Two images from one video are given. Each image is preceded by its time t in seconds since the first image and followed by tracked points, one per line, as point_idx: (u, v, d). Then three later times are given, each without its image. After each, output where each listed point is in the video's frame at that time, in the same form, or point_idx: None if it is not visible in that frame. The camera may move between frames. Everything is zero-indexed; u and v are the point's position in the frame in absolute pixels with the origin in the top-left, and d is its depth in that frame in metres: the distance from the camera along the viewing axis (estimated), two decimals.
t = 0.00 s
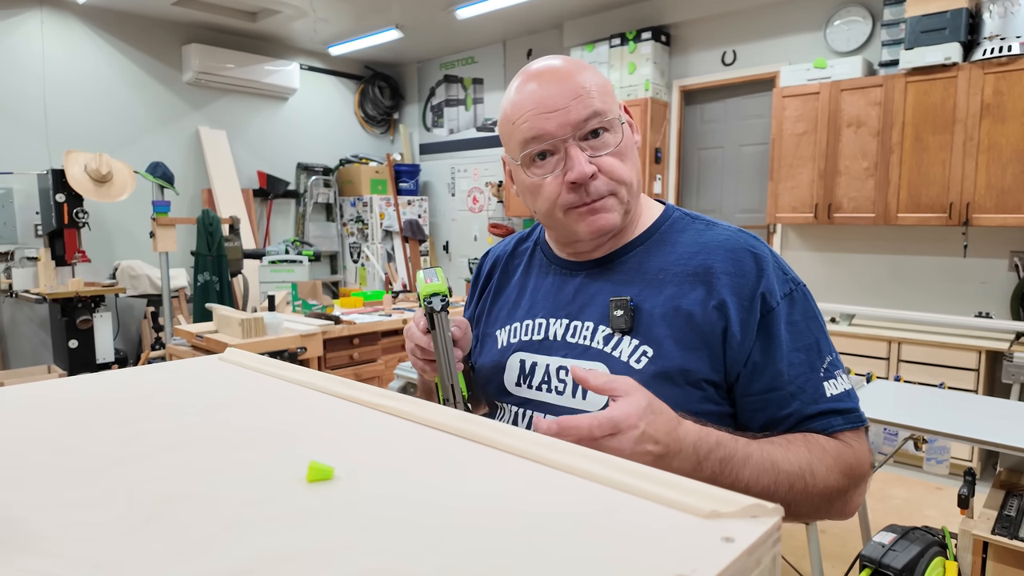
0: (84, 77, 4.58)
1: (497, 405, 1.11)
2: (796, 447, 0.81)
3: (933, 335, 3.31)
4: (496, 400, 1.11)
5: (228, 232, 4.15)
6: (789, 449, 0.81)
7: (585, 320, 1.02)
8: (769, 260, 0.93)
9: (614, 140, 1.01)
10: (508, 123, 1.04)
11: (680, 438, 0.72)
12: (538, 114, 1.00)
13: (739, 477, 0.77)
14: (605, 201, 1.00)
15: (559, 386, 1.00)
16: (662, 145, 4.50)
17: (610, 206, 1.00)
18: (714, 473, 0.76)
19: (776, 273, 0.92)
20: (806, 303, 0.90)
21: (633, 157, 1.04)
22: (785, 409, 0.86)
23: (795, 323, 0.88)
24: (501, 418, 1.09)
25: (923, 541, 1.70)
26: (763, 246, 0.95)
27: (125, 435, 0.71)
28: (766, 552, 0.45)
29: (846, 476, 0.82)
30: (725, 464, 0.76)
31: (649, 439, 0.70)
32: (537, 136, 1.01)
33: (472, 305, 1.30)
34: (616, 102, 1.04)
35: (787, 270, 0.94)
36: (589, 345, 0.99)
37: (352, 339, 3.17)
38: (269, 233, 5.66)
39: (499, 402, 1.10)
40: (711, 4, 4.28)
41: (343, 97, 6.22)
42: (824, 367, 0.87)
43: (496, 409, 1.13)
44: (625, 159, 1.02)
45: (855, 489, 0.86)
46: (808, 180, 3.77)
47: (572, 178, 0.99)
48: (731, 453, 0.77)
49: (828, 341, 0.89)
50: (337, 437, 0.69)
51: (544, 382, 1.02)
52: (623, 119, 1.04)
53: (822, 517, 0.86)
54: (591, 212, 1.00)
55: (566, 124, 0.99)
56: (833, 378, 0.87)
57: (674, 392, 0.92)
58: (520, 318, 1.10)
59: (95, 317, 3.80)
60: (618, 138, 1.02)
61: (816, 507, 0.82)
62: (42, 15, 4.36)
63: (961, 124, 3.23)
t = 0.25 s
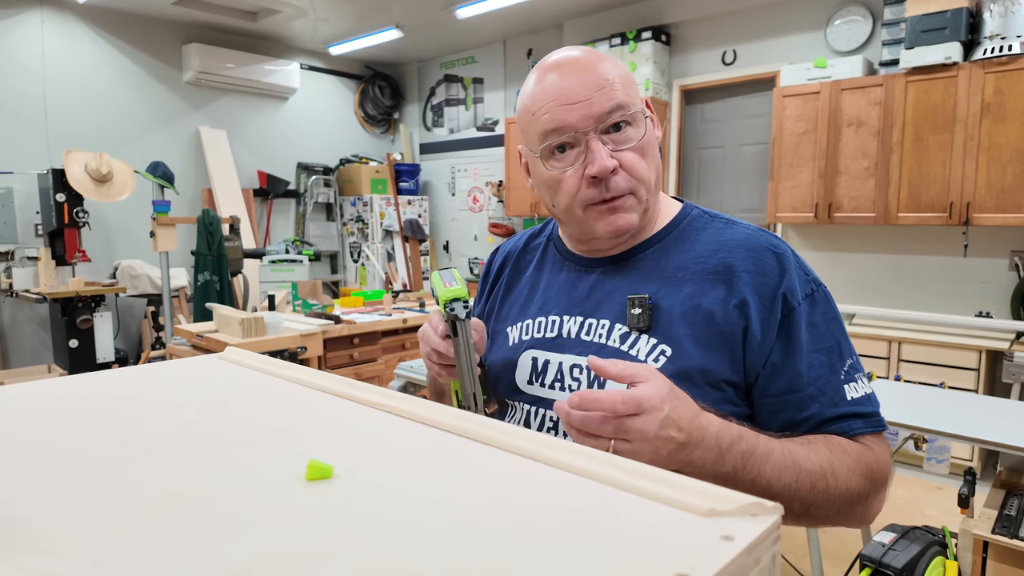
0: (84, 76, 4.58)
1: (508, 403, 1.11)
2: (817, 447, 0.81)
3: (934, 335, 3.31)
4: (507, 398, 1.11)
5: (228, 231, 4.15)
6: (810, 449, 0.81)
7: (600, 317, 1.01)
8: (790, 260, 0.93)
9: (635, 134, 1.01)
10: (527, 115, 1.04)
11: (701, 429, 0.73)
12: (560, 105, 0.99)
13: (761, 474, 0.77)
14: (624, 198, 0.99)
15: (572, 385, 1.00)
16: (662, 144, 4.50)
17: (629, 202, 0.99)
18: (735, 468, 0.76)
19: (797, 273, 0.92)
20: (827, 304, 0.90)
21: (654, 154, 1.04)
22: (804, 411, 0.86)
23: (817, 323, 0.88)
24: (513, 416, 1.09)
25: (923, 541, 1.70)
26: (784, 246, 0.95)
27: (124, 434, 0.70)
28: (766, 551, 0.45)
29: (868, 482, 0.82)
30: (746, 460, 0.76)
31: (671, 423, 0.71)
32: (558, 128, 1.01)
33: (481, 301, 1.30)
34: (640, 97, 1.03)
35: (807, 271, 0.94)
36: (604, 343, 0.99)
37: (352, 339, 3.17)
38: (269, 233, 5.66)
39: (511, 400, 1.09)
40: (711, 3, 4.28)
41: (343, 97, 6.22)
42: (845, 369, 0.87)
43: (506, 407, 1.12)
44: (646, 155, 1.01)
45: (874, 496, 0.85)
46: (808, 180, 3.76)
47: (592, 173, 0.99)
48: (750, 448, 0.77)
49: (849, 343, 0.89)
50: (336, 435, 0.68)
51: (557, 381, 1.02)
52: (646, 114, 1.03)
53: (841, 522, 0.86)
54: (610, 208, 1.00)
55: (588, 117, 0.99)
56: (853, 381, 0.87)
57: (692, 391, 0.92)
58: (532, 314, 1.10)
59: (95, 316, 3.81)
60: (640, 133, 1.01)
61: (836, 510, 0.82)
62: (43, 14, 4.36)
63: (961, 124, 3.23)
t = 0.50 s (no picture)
0: (84, 76, 4.58)
1: (515, 404, 1.11)
2: (834, 452, 0.80)
3: (934, 335, 3.30)
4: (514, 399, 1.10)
5: (228, 231, 4.14)
6: (826, 455, 0.80)
7: (609, 318, 1.01)
8: (807, 262, 0.92)
9: (648, 131, 1.00)
10: (539, 108, 1.04)
11: (715, 428, 0.73)
12: (572, 98, 0.99)
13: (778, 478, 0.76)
14: (635, 196, 1.00)
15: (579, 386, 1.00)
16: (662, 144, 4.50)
17: (639, 202, 1.00)
18: (752, 471, 0.75)
19: (814, 275, 0.90)
20: (845, 306, 0.89)
21: (667, 152, 1.03)
22: (819, 417, 0.85)
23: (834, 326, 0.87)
24: (519, 417, 1.09)
25: (923, 540, 1.69)
26: (802, 249, 0.94)
27: (121, 434, 0.70)
28: (762, 550, 0.45)
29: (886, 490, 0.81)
30: (763, 462, 0.75)
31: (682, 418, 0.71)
32: (569, 122, 1.01)
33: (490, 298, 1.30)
34: (654, 93, 1.03)
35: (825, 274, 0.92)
36: (613, 344, 0.99)
37: (352, 339, 3.17)
38: (269, 233, 5.66)
39: (517, 400, 1.09)
40: (711, 3, 4.28)
41: (343, 97, 6.22)
42: (862, 374, 0.86)
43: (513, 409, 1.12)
44: (658, 153, 1.01)
45: (892, 506, 0.84)
46: (808, 179, 3.76)
47: (602, 168, 0.99)
48: (767, 451, 0.76)
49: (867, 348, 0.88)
50: (334, 435, 0.68)
51: (564, 382, 1.02)
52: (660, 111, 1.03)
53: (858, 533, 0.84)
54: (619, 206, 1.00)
55: (600, 111, 0.99)
56: (871, 387, 0.85)
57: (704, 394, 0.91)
58: (541, 314, 1.10)
59: (95, 316, 3.81)
60: (653, 128, 1.01)
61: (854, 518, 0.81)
62: (42, 14, 4.36)
63: (961, 123, 3.23)
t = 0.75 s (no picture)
0: (83, 76, 4.57)
1: (519, 400, 1.10)
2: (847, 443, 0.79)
3: (933, 334, 3.31)
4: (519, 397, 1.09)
5: (228, 231, 4.14)
6: (836, 445, 0.79)
7: (616, 318, 1.00)
8: (822, 261, 0.90)
9: (659, 126, 0.99)
10: (551, 98, 1.05)
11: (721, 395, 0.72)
12: (583, 89, 1.00)
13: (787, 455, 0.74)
14: (641, 191, 0.99)
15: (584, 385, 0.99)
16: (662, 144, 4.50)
17: (646, 197, 0.98)
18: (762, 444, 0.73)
19: (828, 275, 0.88)
20: (860, 306, 0.86)
21: (680, 149, 1.02)
22: (830, 420, 0.83)
23: (847, 327, 0.85)
24: (524, 413, 1.08)
25: (922, 540, 1.69)
26: (816, 248, 0.92)
27: (118, 433, 0.70)
28: (761, 549, 0.45)
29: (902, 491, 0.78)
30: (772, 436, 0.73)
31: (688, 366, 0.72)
32: (578, 112, 1.01)
33: (496, 293, 1.30)
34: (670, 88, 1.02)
35: (841, 273, 0.90)
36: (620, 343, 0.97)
37: (352, 338, 3.16)
38: (268, 232, 5.66)
39: (521, 398, 1.08)
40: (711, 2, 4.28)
41: (343, 96, 6.21)
42: (875, 378, 0.84)
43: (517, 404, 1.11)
44: (669, 150, 1.00)
45: (908, 515, 0.81)
46: (808, 179, 3.76)
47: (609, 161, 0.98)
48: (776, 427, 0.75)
49: (882, 351, 0.86)
50: (332, 435, 0.68)
51: (568, 380, 1.01)
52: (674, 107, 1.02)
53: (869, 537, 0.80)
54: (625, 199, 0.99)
55: (610, 102, 0.99)
56: (884, 392, 0.83)
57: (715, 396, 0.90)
58: (547, 311, 1.09)
59: (94, 315, 3.80)
60: (665, 124, 1.00)
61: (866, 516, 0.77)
62: (41, 14, 4.35)
63: (960, 123, 3.23)
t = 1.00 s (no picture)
0: (83, 75, 4.57)
1: (523, 398, 1.10)
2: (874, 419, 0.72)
3: (932, 334, 3.31)
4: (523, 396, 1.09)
5: (227, 230, 4.13)
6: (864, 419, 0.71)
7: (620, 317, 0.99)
8: (833, 259, 0.87)
9: (665, 119, 0.98)
10: (559, 91, 1.05)
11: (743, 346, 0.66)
12: (588, 82, 1.00)
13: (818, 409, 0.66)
14: (645, 184, 0.98)
15: (586, 386, 0.98)
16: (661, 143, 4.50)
17: (649, 190, 0.98)
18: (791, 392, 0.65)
19: (840, 272, 0.85)
20: (874, 301, 0.81)
21: (689, 143, 1.01)
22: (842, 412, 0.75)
23: (859, 322, 0.80)
24: (527, 412, 1.08)
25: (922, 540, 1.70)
26: (832, 248, 0.89)
27: (116, 433, 0.70)
28: (760, 548, 0.45)
29: (936, 476, 0.70)
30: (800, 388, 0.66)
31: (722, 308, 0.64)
32: (583, 106, 1.01)
33: (503, 292, 1.30)
34: (680, 81, 1.01)
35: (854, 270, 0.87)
36: (623, 343, 0.96)
37: (351, 338, 3.16)
38: (268, 232, 5.66)
39: (525, 397, 1.08)
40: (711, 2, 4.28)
41: (342, 96, 6.21)
42: (890, 372, 0.76)
43: (521, 401, 1.12)
44: (676, 143, 0.98)
45: (940, 517, 0.72)
46: (807, 178, 3.76)
47: (613, 154, 0.98)
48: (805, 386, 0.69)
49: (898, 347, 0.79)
50: (331, 435, 0.68)
51: (571, 380, 1.01)
52: (683, 100, 1.00)
53: (900, 535, 0.70)
54: (627, 192, 0.99)
55: (614, 95, 0.98)
56: (898, 386, 0.75)
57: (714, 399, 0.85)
58: (551, 309, 1.09)
59: (94, 315, 3.80)
60: (671, 117, 0.99)
61: (901, 501, 0.68)
62: (41, 13, 4.35)
63: (960, 122, 3.23)
